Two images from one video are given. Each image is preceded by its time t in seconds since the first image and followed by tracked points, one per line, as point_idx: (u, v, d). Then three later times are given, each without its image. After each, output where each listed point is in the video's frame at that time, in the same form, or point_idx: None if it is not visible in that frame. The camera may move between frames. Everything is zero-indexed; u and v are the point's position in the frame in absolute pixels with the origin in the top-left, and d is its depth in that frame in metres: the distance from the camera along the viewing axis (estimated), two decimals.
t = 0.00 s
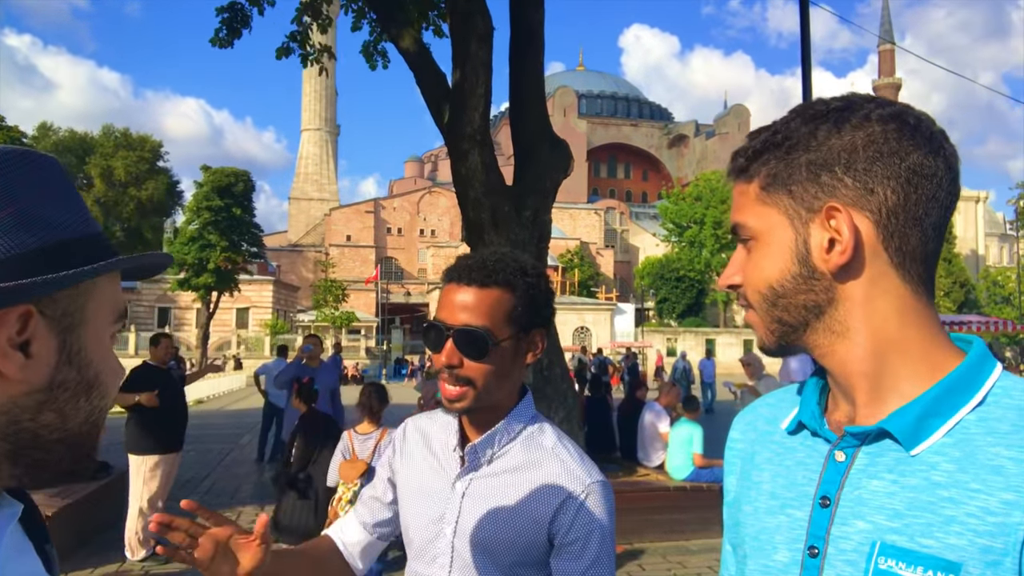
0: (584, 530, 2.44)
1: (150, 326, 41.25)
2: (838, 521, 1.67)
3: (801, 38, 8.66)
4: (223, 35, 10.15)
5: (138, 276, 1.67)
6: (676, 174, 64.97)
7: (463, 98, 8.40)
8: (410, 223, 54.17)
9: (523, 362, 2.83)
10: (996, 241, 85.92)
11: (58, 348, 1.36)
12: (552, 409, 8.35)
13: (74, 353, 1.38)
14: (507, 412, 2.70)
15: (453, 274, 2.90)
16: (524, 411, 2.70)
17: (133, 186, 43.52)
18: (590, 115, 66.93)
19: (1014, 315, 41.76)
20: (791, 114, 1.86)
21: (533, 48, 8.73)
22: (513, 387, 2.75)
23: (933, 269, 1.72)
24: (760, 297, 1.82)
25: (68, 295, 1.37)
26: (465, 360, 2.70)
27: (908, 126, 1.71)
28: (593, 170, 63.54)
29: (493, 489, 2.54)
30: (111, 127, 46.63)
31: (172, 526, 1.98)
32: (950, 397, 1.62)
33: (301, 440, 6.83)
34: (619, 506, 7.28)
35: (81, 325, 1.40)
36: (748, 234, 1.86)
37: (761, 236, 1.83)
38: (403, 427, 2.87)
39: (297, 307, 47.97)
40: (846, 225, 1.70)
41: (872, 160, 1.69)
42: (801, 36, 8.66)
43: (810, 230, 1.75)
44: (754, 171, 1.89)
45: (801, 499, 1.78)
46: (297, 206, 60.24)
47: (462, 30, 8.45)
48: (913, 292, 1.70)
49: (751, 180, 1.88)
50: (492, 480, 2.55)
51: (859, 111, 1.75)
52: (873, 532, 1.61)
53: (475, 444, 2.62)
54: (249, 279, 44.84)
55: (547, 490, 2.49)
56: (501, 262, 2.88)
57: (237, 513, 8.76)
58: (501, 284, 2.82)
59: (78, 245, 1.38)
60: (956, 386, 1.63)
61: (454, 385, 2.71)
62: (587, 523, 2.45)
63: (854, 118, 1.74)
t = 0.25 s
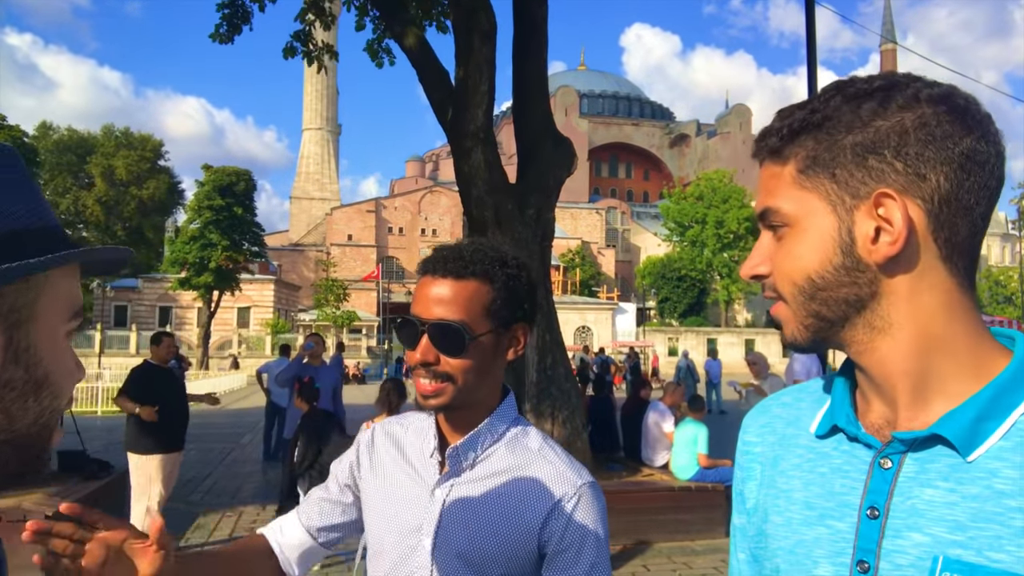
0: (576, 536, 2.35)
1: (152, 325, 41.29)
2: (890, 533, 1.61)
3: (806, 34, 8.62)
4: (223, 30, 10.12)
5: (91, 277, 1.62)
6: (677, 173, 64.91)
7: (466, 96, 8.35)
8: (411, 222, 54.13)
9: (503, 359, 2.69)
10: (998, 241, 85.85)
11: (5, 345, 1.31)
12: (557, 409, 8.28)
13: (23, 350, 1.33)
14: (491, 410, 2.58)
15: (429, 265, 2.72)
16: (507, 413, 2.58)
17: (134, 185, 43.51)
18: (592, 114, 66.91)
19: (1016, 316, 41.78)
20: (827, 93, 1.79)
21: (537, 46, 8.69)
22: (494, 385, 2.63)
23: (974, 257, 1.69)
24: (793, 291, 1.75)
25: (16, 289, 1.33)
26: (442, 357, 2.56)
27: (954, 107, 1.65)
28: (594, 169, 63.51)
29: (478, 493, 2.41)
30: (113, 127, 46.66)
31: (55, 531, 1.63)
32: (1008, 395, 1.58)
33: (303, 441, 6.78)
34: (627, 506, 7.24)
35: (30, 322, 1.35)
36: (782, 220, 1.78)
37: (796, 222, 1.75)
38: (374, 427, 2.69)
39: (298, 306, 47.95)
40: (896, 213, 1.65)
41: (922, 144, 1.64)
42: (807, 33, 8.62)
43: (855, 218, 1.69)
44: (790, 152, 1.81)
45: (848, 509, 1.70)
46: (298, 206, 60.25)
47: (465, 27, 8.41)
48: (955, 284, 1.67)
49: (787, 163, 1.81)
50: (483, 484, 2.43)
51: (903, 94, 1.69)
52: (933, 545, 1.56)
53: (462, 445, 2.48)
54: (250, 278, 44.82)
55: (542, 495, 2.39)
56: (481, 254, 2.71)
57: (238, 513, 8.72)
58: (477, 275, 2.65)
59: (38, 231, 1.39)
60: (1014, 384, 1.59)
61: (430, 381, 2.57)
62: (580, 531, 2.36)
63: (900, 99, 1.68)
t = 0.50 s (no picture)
0: (563, 553, 2.15)
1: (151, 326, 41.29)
2: (894, 551, 1.58)
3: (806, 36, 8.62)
4: (224, 33, 10.12)
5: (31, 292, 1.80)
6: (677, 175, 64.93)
7: (466, 98, 8.35)
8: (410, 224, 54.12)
9: (479, 365, 2.45)
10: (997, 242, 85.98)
11: None
12: (556, 412, 8.27)
13: None
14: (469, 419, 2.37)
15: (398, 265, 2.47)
16: (483, 419, 2.36)
17: (133, 187, 43.52)
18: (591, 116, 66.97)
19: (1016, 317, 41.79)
20: (843, 95, 1.74)
21: (536, 48, 8.68)
22: (469, 392, 2.41)
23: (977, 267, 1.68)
24: (815, 295, 1.67)
25: None
26: (412, 362, 2.32)
27: (965, 121, 1.65)
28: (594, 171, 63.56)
29: (453, 505, 2.19)
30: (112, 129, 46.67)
31: None
32: (1008, 410, 1.57)
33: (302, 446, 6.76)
34: (628, 508, 7.24)
35: None
36: (799, 220, 1.70)
37: (818, 222, 1.68)
38: (333, 428, 2.43)
39: (298, 308, 47.91)
40: (930, 220, 1.60)
41: (951, 156, 1.61)
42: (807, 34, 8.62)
43: (884, 225, 1.63)
44: (816, 150, 1.73)
45: (851, 527, 1.66)
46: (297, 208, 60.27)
47: (464, 29, 8.41)
48: (960, 297, 1.65)
49: (809, 162, 1.73)
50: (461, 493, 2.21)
51: (927, 100, 1.66)
52: (938, 562, 1.53)
53: (439, 457, 2.26)
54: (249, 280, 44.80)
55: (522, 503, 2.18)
56: (456, 254, 2.47)
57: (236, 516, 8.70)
58: (450, 276, 2.41)
59: None
60: (1015, 395, 1.58)
61: (399, 388, 2.33)
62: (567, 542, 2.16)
63: (919, 107, 1.66)
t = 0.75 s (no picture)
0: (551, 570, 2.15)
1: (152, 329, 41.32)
2: (883, 566, 1.59)
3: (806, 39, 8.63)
4: (226, 36, 10.15)
5: None
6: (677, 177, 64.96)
7: (466, 101, 8.36)
8: (411, 227, 54.13)
9: (452, 386, 2.37)
10: (998, 244, 86.07)
11: None
12: (557, 416, 8.28)
13: None
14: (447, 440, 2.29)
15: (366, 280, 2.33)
16: (463, 439, 2.28)
17: (133, 190, 43.56)
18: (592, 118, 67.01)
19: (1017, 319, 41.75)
20: (835, 113, 1.77)
21: (537, 51, 8.69)
22: (446, 407, 2.32)
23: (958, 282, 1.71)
24: (813, 306, 1.67)
25: None
26: (380, 387, 2.21)
27: (951, 145, 1.68)
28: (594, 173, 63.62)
29: (438, 532, 2.13)
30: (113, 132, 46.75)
31: None
32: (987, 421, 1.61)
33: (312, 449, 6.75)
34: (630, 512, 7.24)
35: None
36: (796, 232, 1.70)
37: (814, 234, 1.68)
38: (298, 444, 2.29)
39: (299, 311, 47.90)
40: (924, 237, 1.63)
41: (945, 177, 1.64)
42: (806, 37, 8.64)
43: (881, 240, 1.65)
44: (818, 163, 1.73)
45: (839, 540, 1.66)
46: (297, 210, 60.32)
47: (465, 32, 8.41)
48: (945, 314, 1.69)
49: (812, 173, 1.73)
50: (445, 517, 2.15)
51: (920, 120, 1.69)
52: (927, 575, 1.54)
53: (424, 484, 2.19)
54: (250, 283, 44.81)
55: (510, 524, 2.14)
56: (428, 267, 2.37)
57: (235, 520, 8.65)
58: (422, 294, 2.30)
59: None
60: (993, 409, 1.61)
61: (369, 415, 2.22)
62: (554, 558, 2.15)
63: (912, 126, 1.68)
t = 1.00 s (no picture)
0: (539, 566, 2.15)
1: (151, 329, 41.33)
2: (855, 540, 1.60)
3: (805, 38, 8.64)
4: (227, 35, 10.16)
5: None
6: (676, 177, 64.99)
7: (466, 100, 8.37)
8: (410, 226, 54.12)
9: (437, 386, 2.35)
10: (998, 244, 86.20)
11: None
12: (556, 415, 8.29)
13: None
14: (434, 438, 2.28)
15: (350, 276, 2.31)
16: (454, 435, 2.29)
17: (133, 190, 43.55)
18: (591, 118, 67.05)
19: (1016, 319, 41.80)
20: (820, 106, 1.79)
21: (536, 50, 8.70)
22: (430, 410, 2.30)
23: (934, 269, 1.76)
24: (806, 290, 1.69)
25: None
26: (361, 387, 2.20)
27: (927, 139, 1.74)
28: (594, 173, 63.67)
29: (430, 527, 2.14)
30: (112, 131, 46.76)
31: None
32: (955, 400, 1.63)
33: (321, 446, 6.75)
34: (629, 511, 7.24)
35: None
36: (787, 219, 1.72)
37: (807, 219, 1.70)
38: (286, 438, 2.31)
39: (298, 311, 47.88)
40: (910, 223, 1.67)
41: (923, 169, 1.70)
42: (805, 36, 8.65)
43: (869, 228, 1.68)
44: (809, 154, 1.74)
45: (814, 518, 1.69)
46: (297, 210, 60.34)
47: (465, 31, 8.42)
48: (921, 302, 1.73)
49: (803, 161, 1.74)
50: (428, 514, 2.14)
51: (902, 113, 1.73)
52: (895, 548, 1.55)
53: (411, 482, 2.18)
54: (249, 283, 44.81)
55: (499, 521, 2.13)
56: (413, 264, 2.35)
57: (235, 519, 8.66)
58: (405, 291, 2.27)
59: None
60: (963, 386, 1.64)
61: (348, 415, 2.20)
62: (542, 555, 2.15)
63: (893, 118, 1.72)
